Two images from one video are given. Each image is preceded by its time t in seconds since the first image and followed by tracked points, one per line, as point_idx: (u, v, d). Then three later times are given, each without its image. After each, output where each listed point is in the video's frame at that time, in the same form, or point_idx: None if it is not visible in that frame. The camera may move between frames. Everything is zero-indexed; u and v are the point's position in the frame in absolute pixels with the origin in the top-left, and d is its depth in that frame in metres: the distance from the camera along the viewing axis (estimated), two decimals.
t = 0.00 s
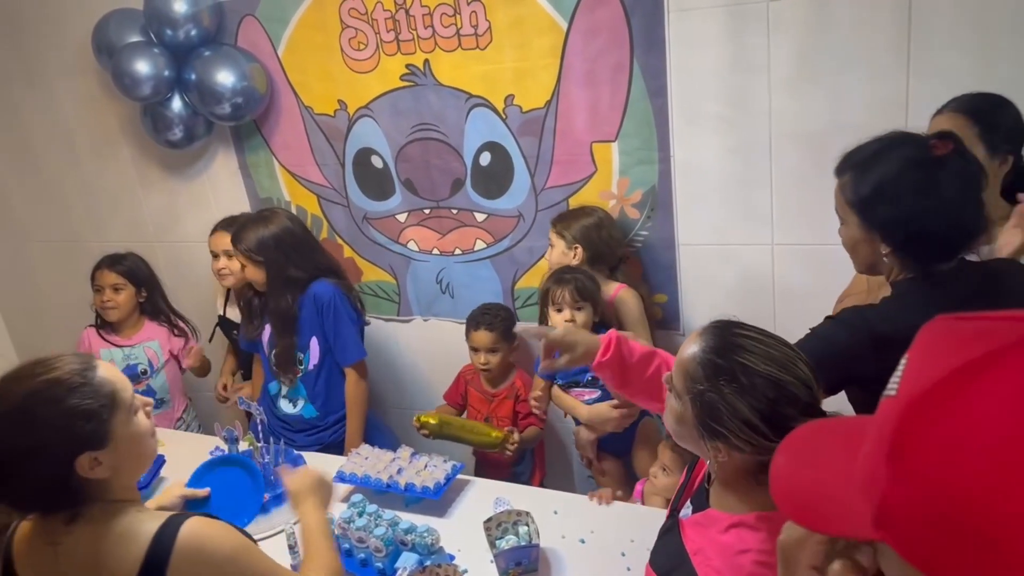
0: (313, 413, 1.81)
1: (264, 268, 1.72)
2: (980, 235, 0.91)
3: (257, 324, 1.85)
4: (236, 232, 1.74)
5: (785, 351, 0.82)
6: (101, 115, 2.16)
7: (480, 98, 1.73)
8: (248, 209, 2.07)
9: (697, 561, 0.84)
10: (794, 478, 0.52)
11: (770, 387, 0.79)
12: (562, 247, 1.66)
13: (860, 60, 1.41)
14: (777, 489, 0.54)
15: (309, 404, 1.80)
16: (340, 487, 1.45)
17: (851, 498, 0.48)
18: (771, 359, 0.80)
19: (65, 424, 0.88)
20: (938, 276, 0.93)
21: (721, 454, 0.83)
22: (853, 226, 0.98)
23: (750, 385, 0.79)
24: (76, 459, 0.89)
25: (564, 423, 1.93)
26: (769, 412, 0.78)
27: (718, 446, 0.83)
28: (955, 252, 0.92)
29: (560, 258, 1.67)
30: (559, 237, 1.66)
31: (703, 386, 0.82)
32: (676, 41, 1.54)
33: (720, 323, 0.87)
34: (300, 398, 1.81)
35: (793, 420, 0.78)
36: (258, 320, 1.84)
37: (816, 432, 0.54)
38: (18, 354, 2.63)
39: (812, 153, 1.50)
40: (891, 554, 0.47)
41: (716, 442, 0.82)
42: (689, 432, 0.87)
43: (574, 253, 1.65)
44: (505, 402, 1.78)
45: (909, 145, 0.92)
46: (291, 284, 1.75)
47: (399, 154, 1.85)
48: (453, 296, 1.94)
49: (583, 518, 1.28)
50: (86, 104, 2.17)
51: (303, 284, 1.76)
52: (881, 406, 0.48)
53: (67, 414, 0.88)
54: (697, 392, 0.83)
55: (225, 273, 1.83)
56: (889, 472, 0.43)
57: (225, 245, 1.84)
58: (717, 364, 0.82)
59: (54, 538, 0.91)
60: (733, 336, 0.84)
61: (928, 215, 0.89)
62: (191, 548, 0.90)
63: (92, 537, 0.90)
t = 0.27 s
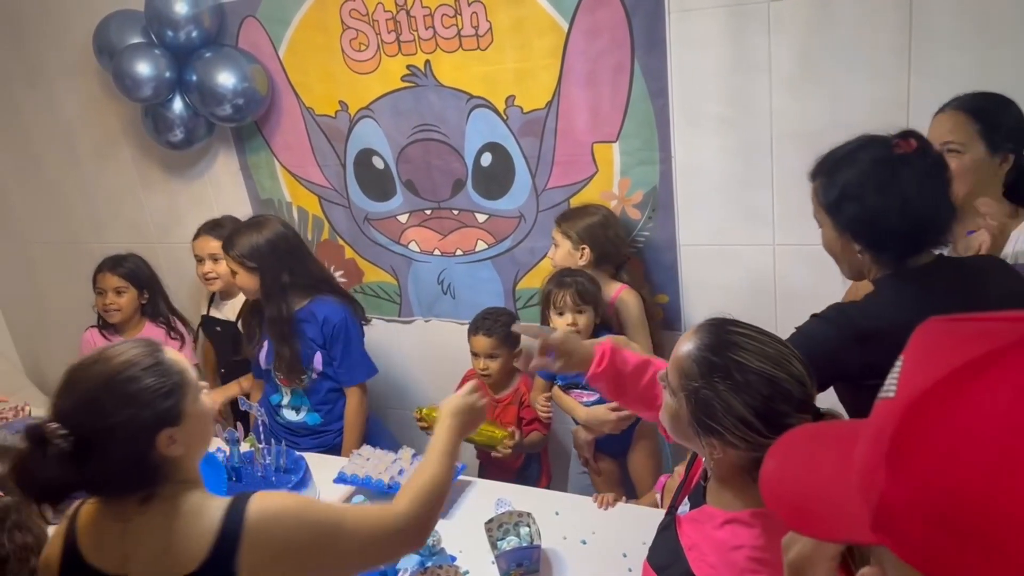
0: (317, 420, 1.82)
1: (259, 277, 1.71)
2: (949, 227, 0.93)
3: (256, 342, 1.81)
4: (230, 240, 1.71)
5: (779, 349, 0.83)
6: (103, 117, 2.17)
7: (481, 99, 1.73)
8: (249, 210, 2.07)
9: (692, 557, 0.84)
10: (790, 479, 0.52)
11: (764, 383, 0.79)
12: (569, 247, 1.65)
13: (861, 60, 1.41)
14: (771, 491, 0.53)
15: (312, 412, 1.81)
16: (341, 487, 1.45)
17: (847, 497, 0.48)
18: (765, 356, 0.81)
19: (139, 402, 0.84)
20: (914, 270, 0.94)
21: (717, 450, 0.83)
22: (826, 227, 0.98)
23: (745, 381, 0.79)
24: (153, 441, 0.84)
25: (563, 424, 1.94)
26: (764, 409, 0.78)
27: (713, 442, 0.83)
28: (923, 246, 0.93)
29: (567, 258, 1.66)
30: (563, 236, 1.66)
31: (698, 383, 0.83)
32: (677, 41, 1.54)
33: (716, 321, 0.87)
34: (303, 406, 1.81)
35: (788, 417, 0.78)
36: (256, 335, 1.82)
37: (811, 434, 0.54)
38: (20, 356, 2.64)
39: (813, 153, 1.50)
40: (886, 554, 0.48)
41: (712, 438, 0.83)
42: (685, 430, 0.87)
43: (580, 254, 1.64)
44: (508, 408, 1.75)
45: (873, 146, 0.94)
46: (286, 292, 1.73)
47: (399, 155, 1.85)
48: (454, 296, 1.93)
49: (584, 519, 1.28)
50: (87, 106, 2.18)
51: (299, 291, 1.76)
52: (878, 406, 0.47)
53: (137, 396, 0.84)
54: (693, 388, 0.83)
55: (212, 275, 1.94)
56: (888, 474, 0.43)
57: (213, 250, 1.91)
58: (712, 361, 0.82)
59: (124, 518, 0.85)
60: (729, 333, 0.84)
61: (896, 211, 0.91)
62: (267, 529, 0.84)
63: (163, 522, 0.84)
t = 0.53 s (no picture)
0: (313, 423, 1.82)
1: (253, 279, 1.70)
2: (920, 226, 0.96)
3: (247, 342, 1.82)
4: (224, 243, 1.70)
5: (772, 347, 0.82)
6: (102, 119, 2.17)
7: (479, 100, 1.73)
8: (248, 211, 2.07)
9: (684, 556, 0.83)
10: (786, 476, 0.52)
11: (759, 382, 0.79)
12: (556, 244, 1.67)
13: (861, 59, 1.41)
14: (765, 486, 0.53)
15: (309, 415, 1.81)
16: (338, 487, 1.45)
17: (848, 493, 0.48)
18: (759, 355, 0.80)
19: (263, 391, 0.77)
20: (886, 269, 0.95)
21: (709, 449, 0.83)
22: (799, 229, 0.99)
23: (739, 381, 0.79)
24: (282, 432, 0.79)
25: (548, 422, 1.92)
26: (757, 406, 0.78)
27: (707, 441, 0.82)
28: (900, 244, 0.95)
29: (554, 254, 1.68)
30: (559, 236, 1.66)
31: (692, 382, 0.82)
32: (676, 42, 1.54)
33: (709, 319, 0.87)
34: (299, 408, 1.81)
35: (781, 415, 0.79)
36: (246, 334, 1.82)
37: (806, 430, 0.53)
38: (20, 357, 2.63)
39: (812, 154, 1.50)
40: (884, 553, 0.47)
41: (706, 437, 0.82)
42: (678, 429, 0.87)
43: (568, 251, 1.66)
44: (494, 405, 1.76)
45: (842, 147, 0.96)
46: (279, 295, 1.73)
47: (398, 156, 1.85)
48: (453, 297, 1.93)
49: (582, 520, 1.28)
50: (86, 107, 2.17)
51: (293, 295, 1.75)
52: (877, 404, 0.47)
53: (259, 384, 0.77)
54: (687, 387, 0.83)
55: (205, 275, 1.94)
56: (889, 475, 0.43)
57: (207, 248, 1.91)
58: (707, 360, 0.81)
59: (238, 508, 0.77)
60: (723, 332, 0.83)
61: (875, 212, 0.92)
62: (368, 489, 0.85)
63: (282, 512, 0.79)
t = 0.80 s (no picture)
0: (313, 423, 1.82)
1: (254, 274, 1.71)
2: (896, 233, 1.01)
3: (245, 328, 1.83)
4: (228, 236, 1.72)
5: (769, 349, 0.83)
6: (101, 120, 2.17)
7: (479, 101, 1.73)
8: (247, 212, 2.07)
9: (680, 558, 0.84)
10: (781, 467, 0.52)
11: (754, 383, 0.80)
12: (552, 247, 1.67)
13: (859, 60, 1.41)
14: (760, 475, 0.53)
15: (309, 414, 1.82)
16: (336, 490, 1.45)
17: (846, 487, 0.48)
18: (755, 356, 0.81)
19: (312, 385, 0.82)
20: (868, 271, 0.98)
21: (706, 450, 0.83)
22: (781, 234, 1.03)
23: (734, 381, 0.80)
24: (328, 424, 0.84)
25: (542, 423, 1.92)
26: (752, 407, 0.79)
27: (704, 443, 0.83)
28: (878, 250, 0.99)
29: (549, 258, 1.68)
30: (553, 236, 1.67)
31: (689, 382, 0.83)
32: (675, 43, 1.54)
33: (706, 321, 0.87)
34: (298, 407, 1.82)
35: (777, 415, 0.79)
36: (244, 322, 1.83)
37: (803, 417, 0.53)
38: (19, 358, 2.63)
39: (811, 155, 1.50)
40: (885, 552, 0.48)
41: (702, 439, 0.83)
42: (675, 429, 0.87)
43: (563, 254, 1.66)
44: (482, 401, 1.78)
45: (824, 152, 1.00)
46: (280, 292, 1.73)
47: (398, 157, 1.85)
48: (453, 298, 1.93)
49: (582, 522, 1.28)
50: (86, 108, 2.17)
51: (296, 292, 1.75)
52: (879, 398, 0.48)
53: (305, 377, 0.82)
54: (685, 388, 0.84)
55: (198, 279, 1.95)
56: (895, 473, 0.43)
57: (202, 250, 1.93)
58: (703, 361, 0.82)
59: (303, 502, 0.81)
60: (720, 334, 0.84)
61: (857, 216, 0.97)
62: (397, 462, 0.91)
63: (337, 493, 0.84)
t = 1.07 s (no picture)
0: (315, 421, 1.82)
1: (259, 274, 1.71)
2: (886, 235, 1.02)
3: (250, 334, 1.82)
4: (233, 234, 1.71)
5: (766, 355, 0.84)
6: (101, 120, 2.17)
7: (479, 102, 1.73)
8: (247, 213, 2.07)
9: (683, 566, 0.84)
10: (781, 456, 0.52)
11: (751, 391, 0.80)
12: (556, 252, 1.67)
13: (859, 62, 1.41)
14: (756, 465, 0.54)
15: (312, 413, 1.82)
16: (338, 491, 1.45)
17: (845, 482, 0.48)
18: (752, 363, 0.82)
19: (315, 385, 0.83)
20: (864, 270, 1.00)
21: (703, 459, 0.83)
22: (774, 233, 1.05)
23: (731, 389, 0.80)
24: (330, 423, 0.85)
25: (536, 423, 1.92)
26: (751, 414, 0.79)
27: (702, 451, 0.83)
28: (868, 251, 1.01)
29: (553, 263, 1.68)
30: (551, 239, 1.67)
31: (684, 391, 0.83)
32: (674, 44, 1.54)
33: (701, 328, 0.88)
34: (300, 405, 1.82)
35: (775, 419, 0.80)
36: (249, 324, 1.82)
37: (798, 408, 0.54)
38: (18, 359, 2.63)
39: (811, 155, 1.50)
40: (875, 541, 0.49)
41: (700, 446, 0.83)
42: (672, 436, 0.87)
43: (568, 259, 1.67)
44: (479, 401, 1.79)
45: (820, 152, 1.02)
46: (286, 290, 1.74)
47: (397, 158, 1.85)
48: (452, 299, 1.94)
49: (582, 523, 1.28)
50: (86, 108, 2.17)
51: (302, 291, 1.76)
52: (874, 389, 0.48)
53: (307, 377, 0.83)
54: (681, 397, 0.84)
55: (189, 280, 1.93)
56: (892, 466, 0.43)
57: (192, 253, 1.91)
58: (699, 369, 0.83)
59: (306, 502, 0.82)
60: (716, 340, 0.85)
61: (847, 217, 0.99)
62: (393, 463, 0.91)
63: (341, 489, 0.85)
